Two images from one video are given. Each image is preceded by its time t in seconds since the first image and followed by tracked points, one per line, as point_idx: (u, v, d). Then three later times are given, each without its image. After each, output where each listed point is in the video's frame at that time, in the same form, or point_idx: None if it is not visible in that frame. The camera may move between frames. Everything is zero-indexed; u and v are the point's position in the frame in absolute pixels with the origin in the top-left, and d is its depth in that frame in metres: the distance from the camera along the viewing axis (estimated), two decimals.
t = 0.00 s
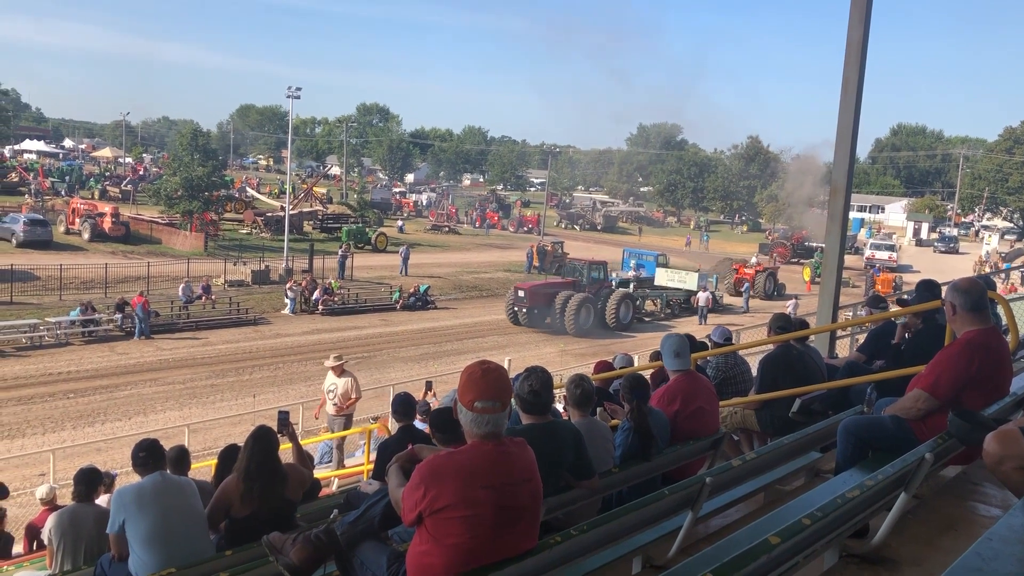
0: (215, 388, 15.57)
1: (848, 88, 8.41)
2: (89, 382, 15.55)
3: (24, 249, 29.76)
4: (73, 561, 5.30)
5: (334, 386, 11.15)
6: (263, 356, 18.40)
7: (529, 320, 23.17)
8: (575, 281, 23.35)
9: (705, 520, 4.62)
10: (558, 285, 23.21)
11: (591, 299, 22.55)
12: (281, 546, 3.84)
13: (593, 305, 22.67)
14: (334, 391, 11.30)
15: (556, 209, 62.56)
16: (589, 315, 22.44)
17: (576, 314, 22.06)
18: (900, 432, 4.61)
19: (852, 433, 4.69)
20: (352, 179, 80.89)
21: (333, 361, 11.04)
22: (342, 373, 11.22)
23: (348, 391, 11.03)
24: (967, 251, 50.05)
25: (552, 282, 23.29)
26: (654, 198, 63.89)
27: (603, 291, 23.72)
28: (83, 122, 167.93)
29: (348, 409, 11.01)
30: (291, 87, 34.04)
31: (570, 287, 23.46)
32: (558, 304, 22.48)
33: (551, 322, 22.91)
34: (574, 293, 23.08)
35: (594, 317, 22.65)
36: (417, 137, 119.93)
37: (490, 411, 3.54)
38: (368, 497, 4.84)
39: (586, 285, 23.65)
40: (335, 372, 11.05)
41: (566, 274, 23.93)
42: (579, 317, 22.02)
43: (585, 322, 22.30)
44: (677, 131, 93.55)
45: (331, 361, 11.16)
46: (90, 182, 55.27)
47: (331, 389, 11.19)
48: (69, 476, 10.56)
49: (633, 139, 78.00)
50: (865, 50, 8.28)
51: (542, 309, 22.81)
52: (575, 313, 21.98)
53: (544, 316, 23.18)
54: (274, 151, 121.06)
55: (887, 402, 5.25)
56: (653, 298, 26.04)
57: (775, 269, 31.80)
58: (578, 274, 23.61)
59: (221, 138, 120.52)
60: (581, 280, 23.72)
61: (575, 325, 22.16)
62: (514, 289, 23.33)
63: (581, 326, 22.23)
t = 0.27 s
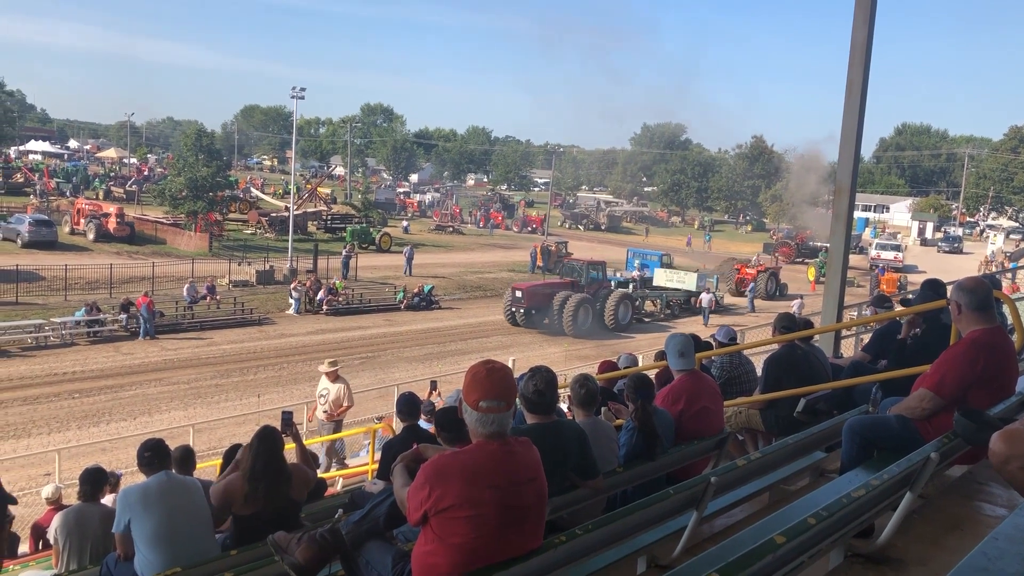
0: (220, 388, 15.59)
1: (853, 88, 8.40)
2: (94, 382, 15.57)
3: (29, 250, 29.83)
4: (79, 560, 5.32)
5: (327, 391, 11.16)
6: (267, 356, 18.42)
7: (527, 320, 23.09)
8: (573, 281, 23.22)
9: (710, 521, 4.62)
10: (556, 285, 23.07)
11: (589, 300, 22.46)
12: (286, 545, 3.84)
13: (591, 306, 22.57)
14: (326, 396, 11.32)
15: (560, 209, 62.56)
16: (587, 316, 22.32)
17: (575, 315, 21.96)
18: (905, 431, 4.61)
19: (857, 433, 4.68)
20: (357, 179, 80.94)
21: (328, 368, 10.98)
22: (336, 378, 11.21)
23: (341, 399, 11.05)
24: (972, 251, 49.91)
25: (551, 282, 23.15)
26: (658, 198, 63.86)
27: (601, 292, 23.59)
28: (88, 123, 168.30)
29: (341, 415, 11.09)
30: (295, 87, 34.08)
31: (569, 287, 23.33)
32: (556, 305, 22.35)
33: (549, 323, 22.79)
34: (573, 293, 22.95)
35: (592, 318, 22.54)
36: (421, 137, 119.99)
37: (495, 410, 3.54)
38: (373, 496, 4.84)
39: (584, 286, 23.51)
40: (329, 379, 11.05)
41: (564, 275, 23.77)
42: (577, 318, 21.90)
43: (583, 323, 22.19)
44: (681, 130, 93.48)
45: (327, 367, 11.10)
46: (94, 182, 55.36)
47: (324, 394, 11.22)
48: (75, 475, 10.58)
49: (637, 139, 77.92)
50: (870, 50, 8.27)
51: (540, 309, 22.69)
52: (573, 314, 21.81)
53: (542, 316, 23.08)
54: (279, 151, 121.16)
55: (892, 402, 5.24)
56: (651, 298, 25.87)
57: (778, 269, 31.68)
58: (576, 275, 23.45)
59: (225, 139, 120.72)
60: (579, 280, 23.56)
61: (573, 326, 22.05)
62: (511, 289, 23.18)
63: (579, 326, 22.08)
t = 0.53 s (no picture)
0: (227, 388, 15.62)
1: (860, 86, 8.38)
2: (102, 382, 15.62)
3: (37, 251, 29.92)
4: (88, 560, 5.34)
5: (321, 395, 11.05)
6: (274, 357, 18.45)
7: (528, 321, 23.00)
8: (573, 281, 23.09)
9: (716, 520, 4.61)
10: (556, 285, 22.94)
11: (589, 300, 22.35)
12: (293, 545, 3.83)
13: (591, 306, 22.44)
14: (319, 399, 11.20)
15: (566, 209, 62.54)
16: (587, 316, 22.18)
17: (575, 315, 21.85)
18: (912, 430, 4.60)
19: (864, 431, 4.69)
20: (363, 180, 81.03)
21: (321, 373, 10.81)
22: (330, 381, 11.05)
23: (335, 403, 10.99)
24: (979, 250, 49.69)
25: (550, 283, 23.04)
26: (665, 198, 63.78)
27: (601, 292, 23.43)
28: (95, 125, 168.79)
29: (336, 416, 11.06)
30: (301, 88, 34.16)
31: (568, 287, 23.19)
32: (556, 305, 22.21)
33: (549, 323, 22.67)
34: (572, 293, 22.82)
35: (592, 318, 22.41)
36: (427, 137, 120.01)
37: (502, 410, 3.55)
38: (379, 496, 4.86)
39: (584, 286, 23.35)
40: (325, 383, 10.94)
41: (563, 275, 23.61)
42: (576, 318, 21.76)
43: (583, 324, 22.05)
44: (687, 129, 93.31)
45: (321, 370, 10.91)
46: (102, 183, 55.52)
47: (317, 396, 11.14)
48: (83, 476, 10.62)
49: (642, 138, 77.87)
50: (877, 48, 8.25)
51: (540, 309, 22.55)
52: (573, 314, 21.68)
53: (542, 317, 22.96)
54: (285, 152, 121.35)
55: (899, 401, 5.23)
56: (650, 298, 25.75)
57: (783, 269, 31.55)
58: (576, 275, 23.29)
59: (232, 140, 120.87)
60: (579, 281, 23.39)
61: (573, 326, 21.91)
62: (510, 290, 23.04)
63: (580, 326, 21.97)
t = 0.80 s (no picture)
0: (236, 389, 15.66)
1: (868, 84, 8.36)
2: (113, 383, 15.69)
3: (47, 253, 30.06)
4: (100, 560, 5.37)
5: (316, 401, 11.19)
6: (283, 357, 18.49)
7: (529, 322, 22.84)
8: (575, 281, 22.85)
9: (727, 520, 4.61)
10: (557, 285, 22.71)
11: (591, 300, 22.08)
12: (305, 546, 3.84)
13: (593, 307, 22.19)
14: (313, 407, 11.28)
15: (574, 208, 62.54)
16: (589, 316, 21.94)
17: (576, 316, 21.58)
18: (924, 429, 4.58)
19: (874, 431, 4.67)
20: (370, 180, 81.13)
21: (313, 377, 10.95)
22: (324, 387, 11.23)
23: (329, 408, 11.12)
24: (989, 248, 49.43)
25: (551, 283, 22.83)
26: (673, 197, 63.68)
27: (604, 292, 23.02)
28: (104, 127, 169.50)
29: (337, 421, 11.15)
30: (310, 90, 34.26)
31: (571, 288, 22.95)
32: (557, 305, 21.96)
33: (551, 324, 22.47)
34: (575, 293, 22.57)
35: (595, 318, 22.16)
36: (435, 138, 120.12)
37: (513, 410, 3.55)
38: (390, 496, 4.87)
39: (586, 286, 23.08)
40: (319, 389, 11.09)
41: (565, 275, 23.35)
42: (578, 319, 21.50)
43: (584, 324, 21.80)
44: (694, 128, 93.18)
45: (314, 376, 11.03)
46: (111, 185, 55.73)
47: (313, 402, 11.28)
48: (94, 476, 10.66)
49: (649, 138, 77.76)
50: (885, 45, 8.23)
51: (541, 310, 22.40)
52: (575, 315, 21.46)
53: (544, 318, 22.78)
54: (293, 153, 121.61)
55: (910, 400, 5.21)
56: (651, 299, 25.56)
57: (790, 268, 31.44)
58: (578, 275, 23.00)
59: (240, 141, 121.19)
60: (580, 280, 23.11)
61: (574, 327, 21.66)
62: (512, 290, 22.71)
63: (582, 327, 21.76)
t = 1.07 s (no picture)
0: (247, 390, 15.70)
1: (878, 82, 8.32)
2: (124, 384, 15.75)
3: (58, 255, 30.20)
4: (112, 561, 5.39)
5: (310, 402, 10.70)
6: (293, 358, 18.53)
7: (532, 322, 22.58)
8: (578, 282, 22.61)
9: (738, 520, 4.59)
10: (560, 285, 22.46)
11: (594, 300, 21.82)
12: (316, 546, 3.85)
13: (596, 307, 21.95)
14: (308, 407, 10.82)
15: (583, 207, 62.45)
16: (591, 316, 21.69)
17: (578, 317, 21.32)
18: (937, 430, 4.56)
19: (886, 430, 4.65)
20: (379, 180, 81.26)
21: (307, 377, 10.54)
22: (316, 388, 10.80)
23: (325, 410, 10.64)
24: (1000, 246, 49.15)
25: (554, 283, 22.53)
26: (682, 197, 63.56)
27: (608, 292, 23.00)
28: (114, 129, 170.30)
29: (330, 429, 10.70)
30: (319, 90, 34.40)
31: (574, 288, 22.71)
32: (559, 306, 21.71)
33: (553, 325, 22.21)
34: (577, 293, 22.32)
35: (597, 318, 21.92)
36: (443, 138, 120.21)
37: (523, 410, 3.55)
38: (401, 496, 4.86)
39: (590, 286, 22.83)
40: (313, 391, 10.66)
41: (568, 275, 23.10)
42: (581, 320, 21.27)
43: (587, 325, 21.57)
44: (703, 127, 92.96)
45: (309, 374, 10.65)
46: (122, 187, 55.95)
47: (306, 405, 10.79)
48: (105, 477, 10.70)
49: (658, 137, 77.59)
50: (896, 43, 8.19)
51: (543, 310, 22.11)
52: (576, 316, 21.19)
53: (547, 318, 22.52)
54: (302, 154, 121.91)
55: (921, 400, 5.19)
56: (655, 299, 25.32)
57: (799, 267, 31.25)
58: (581, 275, 22.77)
59: (249, 143, 121.55)
60: (583, 281, 22.86)
61: (577, 327, 21.43)
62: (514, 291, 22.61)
63: (584, 327, 21.49)
